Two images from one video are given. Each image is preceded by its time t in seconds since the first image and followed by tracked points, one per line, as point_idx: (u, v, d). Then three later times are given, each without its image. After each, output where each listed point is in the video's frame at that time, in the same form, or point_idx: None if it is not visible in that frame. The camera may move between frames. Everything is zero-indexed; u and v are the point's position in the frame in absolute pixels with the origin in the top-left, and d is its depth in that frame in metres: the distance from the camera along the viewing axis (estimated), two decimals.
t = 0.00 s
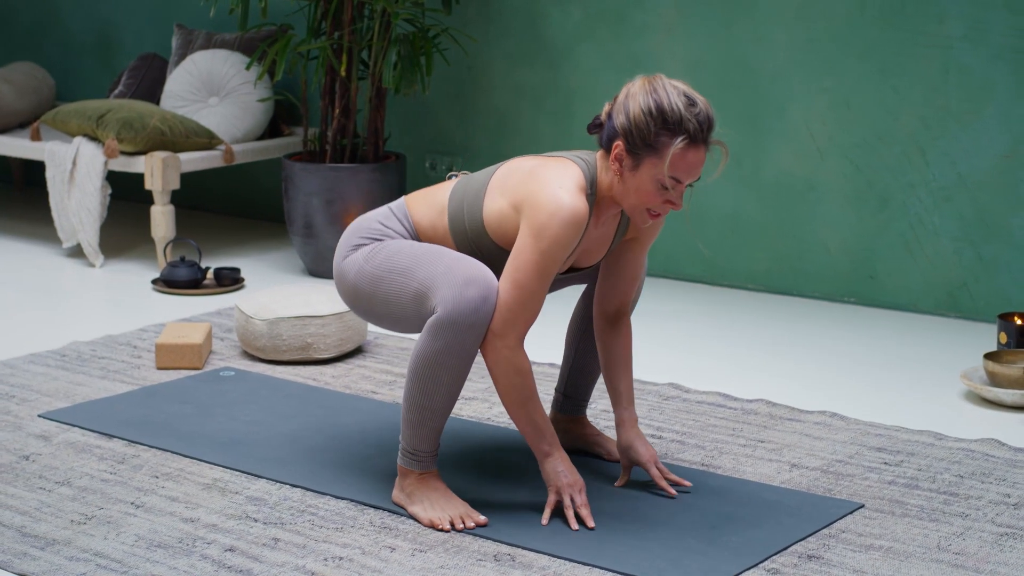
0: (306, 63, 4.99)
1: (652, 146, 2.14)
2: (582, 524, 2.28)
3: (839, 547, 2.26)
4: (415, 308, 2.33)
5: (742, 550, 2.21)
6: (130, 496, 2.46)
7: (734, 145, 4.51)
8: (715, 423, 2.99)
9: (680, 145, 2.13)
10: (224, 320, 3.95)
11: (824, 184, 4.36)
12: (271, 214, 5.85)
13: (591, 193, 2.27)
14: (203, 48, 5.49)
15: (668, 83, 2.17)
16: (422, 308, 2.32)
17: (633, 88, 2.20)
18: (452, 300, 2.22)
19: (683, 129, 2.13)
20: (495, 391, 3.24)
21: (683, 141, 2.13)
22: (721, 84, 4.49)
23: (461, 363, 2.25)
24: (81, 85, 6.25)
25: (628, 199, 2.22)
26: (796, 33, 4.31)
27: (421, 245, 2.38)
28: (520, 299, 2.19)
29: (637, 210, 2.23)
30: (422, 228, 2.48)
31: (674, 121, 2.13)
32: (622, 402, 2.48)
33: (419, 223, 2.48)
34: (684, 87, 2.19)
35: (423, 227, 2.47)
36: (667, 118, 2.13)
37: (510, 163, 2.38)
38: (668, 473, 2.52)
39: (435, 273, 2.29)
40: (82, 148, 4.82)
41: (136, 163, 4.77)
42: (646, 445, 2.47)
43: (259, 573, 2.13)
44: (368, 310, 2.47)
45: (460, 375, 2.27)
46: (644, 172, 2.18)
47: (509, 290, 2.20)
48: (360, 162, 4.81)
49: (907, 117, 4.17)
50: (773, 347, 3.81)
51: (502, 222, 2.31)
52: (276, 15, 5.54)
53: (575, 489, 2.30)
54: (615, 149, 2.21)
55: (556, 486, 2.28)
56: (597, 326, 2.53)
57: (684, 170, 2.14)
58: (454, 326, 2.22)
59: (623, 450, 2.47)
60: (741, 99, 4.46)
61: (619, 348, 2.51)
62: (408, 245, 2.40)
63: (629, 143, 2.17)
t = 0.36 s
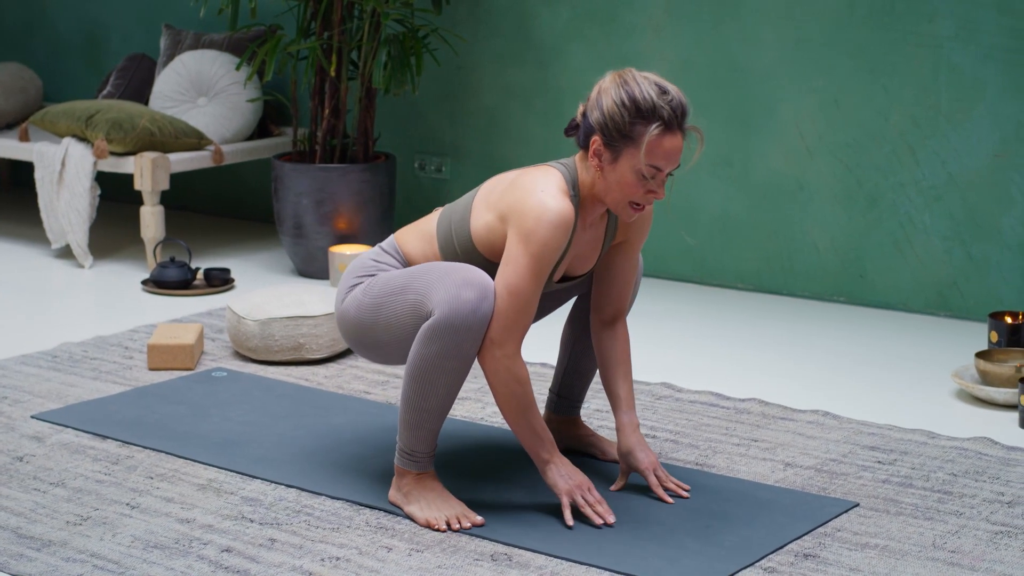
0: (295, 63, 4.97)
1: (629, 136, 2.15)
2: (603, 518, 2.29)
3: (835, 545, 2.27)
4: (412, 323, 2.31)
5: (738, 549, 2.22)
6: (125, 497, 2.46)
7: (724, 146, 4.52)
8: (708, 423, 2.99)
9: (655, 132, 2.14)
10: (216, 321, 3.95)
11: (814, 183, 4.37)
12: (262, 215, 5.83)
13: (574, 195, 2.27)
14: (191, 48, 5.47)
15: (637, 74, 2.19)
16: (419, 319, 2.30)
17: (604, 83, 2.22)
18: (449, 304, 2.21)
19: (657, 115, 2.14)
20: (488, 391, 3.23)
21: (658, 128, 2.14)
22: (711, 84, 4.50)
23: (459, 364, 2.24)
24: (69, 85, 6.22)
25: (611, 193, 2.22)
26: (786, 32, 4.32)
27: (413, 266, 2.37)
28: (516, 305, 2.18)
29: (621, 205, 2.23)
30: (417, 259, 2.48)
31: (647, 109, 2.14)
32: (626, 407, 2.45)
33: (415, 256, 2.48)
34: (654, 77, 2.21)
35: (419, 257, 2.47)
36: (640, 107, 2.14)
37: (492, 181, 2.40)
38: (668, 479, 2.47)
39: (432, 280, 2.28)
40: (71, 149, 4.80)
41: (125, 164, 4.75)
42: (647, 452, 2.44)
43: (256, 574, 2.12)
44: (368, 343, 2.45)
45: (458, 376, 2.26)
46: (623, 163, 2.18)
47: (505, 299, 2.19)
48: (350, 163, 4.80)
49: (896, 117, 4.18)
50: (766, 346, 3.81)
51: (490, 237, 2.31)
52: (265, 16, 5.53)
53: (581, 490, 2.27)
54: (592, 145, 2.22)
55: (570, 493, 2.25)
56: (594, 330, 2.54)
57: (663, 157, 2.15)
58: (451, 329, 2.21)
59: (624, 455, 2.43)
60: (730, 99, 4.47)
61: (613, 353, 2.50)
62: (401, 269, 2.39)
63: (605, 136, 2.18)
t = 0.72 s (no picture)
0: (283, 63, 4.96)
1: (605, 125, 2.17)
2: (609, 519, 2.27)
3: (830, 543, 2.27)
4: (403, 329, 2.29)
5: (733, 546, 2.22)
6: (119, 497, 2.45)
7: (712, 145, 4.52)
8: (701, 421, 3.00)
9: (631, 118, 2.15)
10: (206, 321, 3.94)
11: (802, 182, 4.38)
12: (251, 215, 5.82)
13: (556, 195, 2.27)
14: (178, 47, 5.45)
15: (610, 67, 2.22)
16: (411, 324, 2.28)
17: (578, 80, 2.24)
18: (441, 303, 2.20)
19: (631, 103, 2.16)
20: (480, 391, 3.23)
21: (633, 115, 2.16)
22: (699, 83, 4.50)
23: (454, 361, 2.23)
24: (56, 85, 6.19)
25: (593, 187, 2.22)
26: (774, 32, 4.33)
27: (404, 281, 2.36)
28: (509, 309, 2.18)
29: (603, 198, 2.23)
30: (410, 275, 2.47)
31: (621, 97, 2.16)
32: (632, 409, 2.43)
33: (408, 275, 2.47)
34: (626, 70, 2.23)
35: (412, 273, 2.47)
36: (613, 96, 2.16)
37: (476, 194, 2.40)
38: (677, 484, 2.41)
39: (423, 282, 2.26)
40: (59, 149, 4.79)
41: (113, 164, 4.74)
42: (654, 455, 2.39)
43: (253, 574, 2.12)
44: (365, 366, 2.43)
45: (454, 374, 2.25)
46: (602, 154, 2.19)
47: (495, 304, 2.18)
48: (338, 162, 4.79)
49: (884, 116, 4.19)
50: (758, 344, 3.83)
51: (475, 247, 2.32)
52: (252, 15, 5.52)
53: (585, 493, 2.28)
54: (571, 140, 2.24)
55: (574, 496, 2.26)
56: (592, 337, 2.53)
57: (640, 143, 2.16)
58: (446, 327, 2.20)
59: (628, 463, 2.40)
60: (719, 98, 4.48)
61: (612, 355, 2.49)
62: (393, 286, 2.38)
63: (583, 128, 2.19)
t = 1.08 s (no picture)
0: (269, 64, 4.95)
1: (583, 117, 2.18)
2: (601, 524, 2.29)
3: (823, 541, 2.28)
4: (398, 332, 2.28)
5: (726, 545, 2.23)
6: (111, 498, 2.44)
7: (699, 145, 4.53)
8: (691, 421, 3.00)
9: (609, 110, 2.17)
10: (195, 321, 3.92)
11: (788, 182, 4.40)
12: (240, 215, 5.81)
13: (537, 191, 2.29)
14: (163, 48, 5.43)
15: (588, 61, 2.23)
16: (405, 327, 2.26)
17: (555, 74, 2.25)
18: (436, 302, 2.18)
19: (609, 94, 2.18)
20: (470, 391, 3.23)
21: (611, 106, 2.17)
22: (686, 83, 4.51)
23: (450, 360, 2.22)
24: (40, 86, 6.16)
25: (573, 179, 2.23)
26: (760, 31, 4.34)
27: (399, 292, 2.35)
28: (503, 308, 2.18)
29: (583, 190, 2.24)
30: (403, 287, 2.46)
31: (598, 88, 2.18)
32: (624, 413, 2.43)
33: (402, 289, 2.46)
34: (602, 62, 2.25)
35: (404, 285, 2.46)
36: (591, 89, 2.18)
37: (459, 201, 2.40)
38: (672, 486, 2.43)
39: (416, 286, 2.25)
40: (44, 149, 4.77)
41: (99, 165, 4.72)
42: (649, 458, 2.41)
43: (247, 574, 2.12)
44: (364, 378, 2.41)
45: (450, 372, 2.24)
46: (582, 146, 2.21)
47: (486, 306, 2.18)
48: (325, 162, 4.79)
49: (870, 114, 4.21)
50: (746, 343, 3.84)
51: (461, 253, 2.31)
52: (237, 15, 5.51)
53: (576, 498, 2.30)
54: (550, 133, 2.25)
55: (567, 501, 2.28)
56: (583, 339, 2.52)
57: (619, 134, 2.17)
58: (440, 326, 2.18)
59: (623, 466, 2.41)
60: (705, 97, 4.48)
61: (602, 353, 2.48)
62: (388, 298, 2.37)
63: (562, 121, 2.21)
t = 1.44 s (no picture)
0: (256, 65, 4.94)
1: (558, 106, 2.20)
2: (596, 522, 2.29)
3: (817, 540, 2.28)
4: (388, 336, 2.27)
5: (721, 544, 2.23)
6: (105, 500, 2.43)
7: (686, 145, 4.54)
8: (682, 420, 3.01)
9: (584, 100, 2.19)
10: (184, 323, 3.91)
11: (775, 182, 4.41)
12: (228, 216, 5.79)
13: (516, 185, 2.30)
14: (149, 50, 5.42)
15: (565, 53, 2.25)
16: (396, 331, 2.25)
17: (533, 66, 2.27)
18: (427, 302, 2.17)
19: (584, 84, 2.20)
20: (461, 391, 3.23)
21: (586, 96, 2.19)
22: (673, 84, 4.52)
23: (444, 359, 2.21)
24: (26, 88, 6.14)
25: (549, 169, 2.25)
26: (747, 32, 4.34)
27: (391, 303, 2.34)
28: (496, 301, 2.19)
29: (559, 180, 2.25)
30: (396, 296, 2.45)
31: (573, 78, 2.20)
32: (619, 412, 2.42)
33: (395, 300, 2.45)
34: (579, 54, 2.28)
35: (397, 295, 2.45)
36: (567, 79, 2.20)
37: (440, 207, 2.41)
38: (665, 487, 2.43)
39: (406, 290, 2.24)
40: (30, 151, 4.75)
41: (86, 166, 4.70)
42: (642, 460, 2.41)
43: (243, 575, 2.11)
44: (357, 388, 2.39)
45: (443, 372, 2.23)
46: (556, 136, 2.22)
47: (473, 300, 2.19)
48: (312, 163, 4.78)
49: (857, 114, 4.22)
50: (735, 342, 3.86)
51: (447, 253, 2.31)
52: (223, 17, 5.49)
53: (571, 497, 2.29)
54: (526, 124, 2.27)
55: (563, 499, 2.28)
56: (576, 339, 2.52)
57: (595, 124, 2.19)
58: (432, 326, 2.18)
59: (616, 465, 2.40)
60: (693, 97, 4.49)
61: (598, 353, 2.48)
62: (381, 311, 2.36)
63: (537, 111, 2.22)
